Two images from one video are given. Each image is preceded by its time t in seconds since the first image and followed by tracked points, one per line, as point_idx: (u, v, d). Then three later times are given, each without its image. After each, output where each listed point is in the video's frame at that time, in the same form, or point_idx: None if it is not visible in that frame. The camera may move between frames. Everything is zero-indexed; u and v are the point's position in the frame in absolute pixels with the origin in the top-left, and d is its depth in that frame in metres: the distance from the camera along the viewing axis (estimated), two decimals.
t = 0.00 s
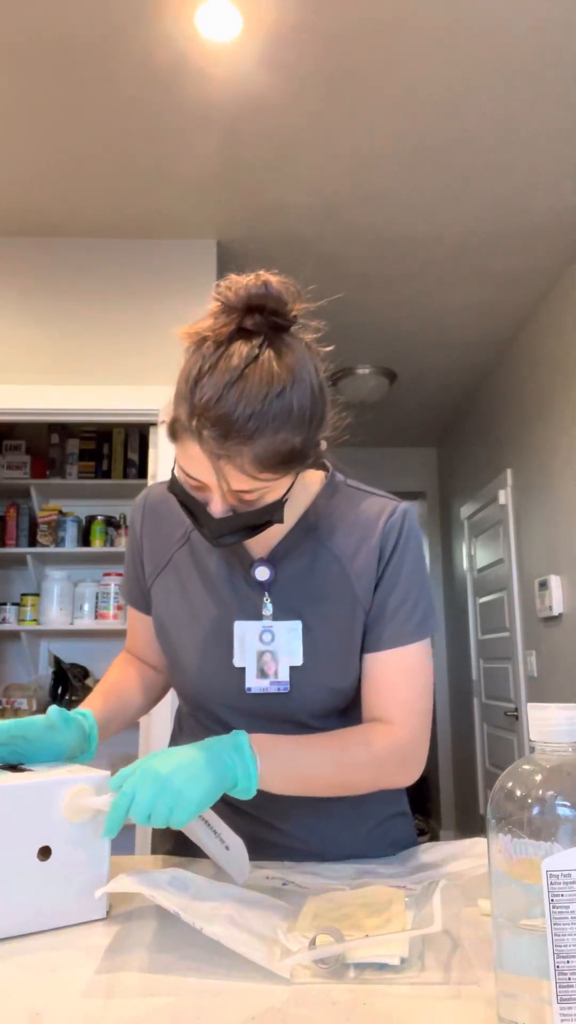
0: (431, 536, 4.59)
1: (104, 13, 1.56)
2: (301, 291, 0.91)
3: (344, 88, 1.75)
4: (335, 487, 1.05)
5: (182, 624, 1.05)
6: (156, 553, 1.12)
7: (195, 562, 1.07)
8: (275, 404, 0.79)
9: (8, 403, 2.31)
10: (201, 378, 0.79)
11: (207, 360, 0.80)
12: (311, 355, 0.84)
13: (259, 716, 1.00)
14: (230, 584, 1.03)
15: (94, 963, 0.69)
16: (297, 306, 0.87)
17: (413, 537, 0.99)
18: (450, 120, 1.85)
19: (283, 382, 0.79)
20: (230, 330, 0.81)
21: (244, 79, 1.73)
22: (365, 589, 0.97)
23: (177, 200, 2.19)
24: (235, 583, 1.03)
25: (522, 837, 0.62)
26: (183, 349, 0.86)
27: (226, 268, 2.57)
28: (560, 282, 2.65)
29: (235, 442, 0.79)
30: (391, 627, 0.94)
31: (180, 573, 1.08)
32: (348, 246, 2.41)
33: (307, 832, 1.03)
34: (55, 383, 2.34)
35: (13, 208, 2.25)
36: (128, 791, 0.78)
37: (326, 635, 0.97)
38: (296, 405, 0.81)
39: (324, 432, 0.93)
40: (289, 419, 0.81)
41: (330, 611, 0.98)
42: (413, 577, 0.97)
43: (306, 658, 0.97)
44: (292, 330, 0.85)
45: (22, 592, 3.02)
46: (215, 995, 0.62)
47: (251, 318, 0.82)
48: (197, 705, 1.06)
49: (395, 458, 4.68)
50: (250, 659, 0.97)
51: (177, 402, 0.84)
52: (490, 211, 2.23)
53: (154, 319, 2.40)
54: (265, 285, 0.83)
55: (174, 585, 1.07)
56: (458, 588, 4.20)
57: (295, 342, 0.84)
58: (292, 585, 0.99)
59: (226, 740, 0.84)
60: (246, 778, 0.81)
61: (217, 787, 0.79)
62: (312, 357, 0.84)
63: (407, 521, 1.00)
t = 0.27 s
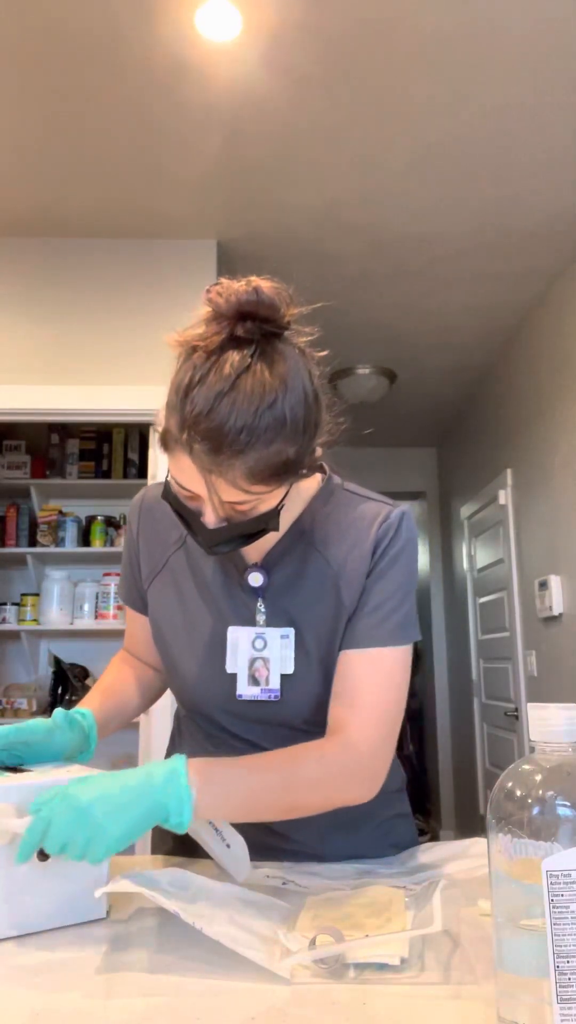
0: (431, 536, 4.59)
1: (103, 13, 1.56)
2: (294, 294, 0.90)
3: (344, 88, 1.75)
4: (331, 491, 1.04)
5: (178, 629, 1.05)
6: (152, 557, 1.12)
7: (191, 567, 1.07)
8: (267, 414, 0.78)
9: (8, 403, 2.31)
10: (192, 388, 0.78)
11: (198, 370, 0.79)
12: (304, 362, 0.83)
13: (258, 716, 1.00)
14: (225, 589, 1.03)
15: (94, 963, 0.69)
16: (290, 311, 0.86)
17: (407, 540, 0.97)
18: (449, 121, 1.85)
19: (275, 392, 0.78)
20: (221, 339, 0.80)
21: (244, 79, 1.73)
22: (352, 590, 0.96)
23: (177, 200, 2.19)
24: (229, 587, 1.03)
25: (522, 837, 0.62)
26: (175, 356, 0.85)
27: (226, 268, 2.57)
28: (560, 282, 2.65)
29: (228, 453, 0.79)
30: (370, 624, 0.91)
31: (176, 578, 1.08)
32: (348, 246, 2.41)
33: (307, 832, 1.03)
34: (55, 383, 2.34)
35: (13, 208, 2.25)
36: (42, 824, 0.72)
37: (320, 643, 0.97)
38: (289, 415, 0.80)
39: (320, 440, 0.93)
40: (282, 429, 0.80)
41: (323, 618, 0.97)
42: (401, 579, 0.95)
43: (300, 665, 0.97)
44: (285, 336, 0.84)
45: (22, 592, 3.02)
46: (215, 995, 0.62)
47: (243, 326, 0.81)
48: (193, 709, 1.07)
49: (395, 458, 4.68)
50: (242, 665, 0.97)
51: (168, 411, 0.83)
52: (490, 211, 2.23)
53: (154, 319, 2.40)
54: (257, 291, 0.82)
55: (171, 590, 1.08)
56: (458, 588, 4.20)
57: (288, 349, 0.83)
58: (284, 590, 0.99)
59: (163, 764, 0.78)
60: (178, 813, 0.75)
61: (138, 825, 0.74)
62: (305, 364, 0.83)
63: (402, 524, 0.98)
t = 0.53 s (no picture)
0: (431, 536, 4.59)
1: (103, 13, 1.56)
2: (292, 298, 0.90)
3: (344, 88, 1.75)
4: (328, 490, 1.04)
5: (176, 630, 1.05)
6: (149, 558, 1.12)
7: (188, 568, 1.07)
8: (269, 418, 0.78)
9: (8, 403, 2.31)
10: (192, 392, 0.78)
11: (199, 374, 0.78)
12: (304, 365, 0.83)
13: (259, 716, 1.00)
14: (224, 590, 1.03)
15: (94, 963, 0.69)
16: (289, 314, 0.87)
17: (407, 538, 0.99)
18: (449, 121, 1.85)
19: (276, 396, 0.78)
20: (221, 343, 0.80)
21: (244, 79, 1.73)
22: (358, 590, 0.96)
23: (177, 200, 2.19)
24: (229, 588, 1.03)
25: (521, 837, 0.62)
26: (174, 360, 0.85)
27: (226, 268, 2.57)
28: (560, 282, 2.65)
29: (229, 458, 0.79)
30: (382, 626, 0.92)
31: (174, 579, 1.08)
32: (348, 246, 2.41)
33: (307, 832, 1.03)
34: (55, 384, 2.34)
35: (12, 208, 2.25)
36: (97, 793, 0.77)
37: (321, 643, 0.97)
38: (290, 419, 0.80)
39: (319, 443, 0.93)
40: (284, 433, 0.80)
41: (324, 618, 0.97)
42: (406, 578, 0.96)
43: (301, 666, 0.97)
44: (284, 340, 0.84)
45: (22, 592, 3.02)
46: (215, 995, 0.62)
47: (243, 330, 0.81)
48: (192, 710, 1.07)
49: (395, 458, 4.68)
50: (244, 665, 0.96)
51: (168, 415, 0.83)
52: (490, 211, 2.23)
53: (154, 319, 2.40)
54: (256, 295, 0.82)
55: (169, 592, 1.08)
56: (458, 588, 4.20)
57: (288, 352, 0.83)
58: (285, 589, 0.99)
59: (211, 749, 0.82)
60: (225, 792, 0.78)
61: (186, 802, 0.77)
62: (305, 368, 0.83)
63: (402, 523, 0.99)
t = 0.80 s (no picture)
0: (431, 536, 4.59)
1: (103, 13, 1.56)
2: (293, 299, 0.90)
3: (344, 88, 1.75)
4: (326, 489, 1.04)
5: (176, 631, 1.05)
6: (148, 559, 1.12)
7: (187, 568, 1.07)
8: (271, 421, 0.78)
9: (8, 403, 2.31)
10: (194, 395, 0.78)
11: (200, 377, 0.78)
12: (306, 368, 0.83)
13: (259, 716, 1.00)
14: (224, 590, 1.03)
15: (94, 963, 0.69)
16: (290, 316, 0.87)
17: (408, 534, 0.99)
18: (449, 121, 1.85)
19: (278, 399, 0.78)
20: (223, 346, 0.80)
21: (243, 79, 1.73)
22: (364, 589, 0.96)
23: (177, 201, 2.19)
24: (229, 588, 1.03)
25: (521, 837, 0.62)
26: (175, 363, 0.85)
27: (226, 268, 2.57)
28: (560, 282, 2.65)
29: (231, 462, 0.79)
30: (392, 625, 0.93)
31: (172, 580, 1.08)
32: (348, 246, 2.41)
33: (307, 832, 1.03)
34: (55, 384, 2.34)
35: (12, 208, 2.25)
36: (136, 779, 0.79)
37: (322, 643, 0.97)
38: (292, 422, 0.80)
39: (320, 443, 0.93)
40: (285, 437, 0.80)
41: (326, 617, 0.97)
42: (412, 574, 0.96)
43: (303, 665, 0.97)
44: (285, 343, 0.84)
45: (22, 592, 3.02)
46: (215, 995, 0.62)
47: (244, 333, 0.81)
48: (193, 711, 1.07)
49: (395, 458, 4.68)
50: (250, 665, 0.96)
51: (169, 418, 0.83)
52: (490, 211, 2.23)
53: (154, 319, 2.40)
54: (258, 298, 0.82)
55: (168, 593, 1.08)
56: (458, 588, 4.20)
57: (289, 355, 0.83)
58: (289, 588, 0.99)
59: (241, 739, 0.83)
60: (259, 778, 0.80)
61: (224, 784, 0.78)
62: (307, 371, 0.83)
63: (402, 519, 0.99)
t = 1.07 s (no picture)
0: (431, 536, 4.59)
1: (103, 13, 1.55)
2: (292, 298, 0.90)
3: (344, 88, 1.75)
4: (328, 491, 1.03)
5: (174, 630, 1.05)
6: (146, 559, 1.12)
7: (185, 568, 1.07)
8: (268, 421, 0.78)
9: (8, 403, 2.31)
10: (191, 395, 0.78)
11: (198, 376, 0.78)
12: (304, 368, 0.83)
13: (259, 717, 1.00)
14: (221, 590, 1.03)
15: (94, 963, 0.69)
16: (289, 315, 0.87)
17: (403, 540, 0.97)
18: (449, 121, 1.85)
19: (276, 399, 0.78)
20: (221, 345, 0.80)
21: (243, 79, 1.73)
22: (348, 590, 0.95)
23: (177, 201, 2.19)
24: (226, 588, 1.03)
25: (522, 837, 0.62)
26: (173, 362, 0.85)
27: (226, 268, 2.57)
28: (560, 282, 2.65)
29: (229, 462, 0.79)
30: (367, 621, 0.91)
31: (171, 580, 1.08)
32: (348, 246, 2.41)
33: (307, 832, 1.03)
34: (55, 384, 2.34)
35: (13, 208, 2.25)
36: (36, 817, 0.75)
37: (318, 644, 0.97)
38: (290, 423, 0.80)
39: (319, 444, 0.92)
40: (283, 437, 0.80)
41: (320, 618, 0.97)
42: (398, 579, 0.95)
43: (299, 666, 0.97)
44: (284, 342, 0.84)
45: (22, 592, 3.02)
46: (215, 995, 0.62)
47: (242, 332, 0.81)
48: (191, 711, 1.07)
49: (395, 458, 4.68)
50: (236, 665, 0.97)
51: (167, 418, 0.83)
52: (490, 212, 2.23)
53: (154, 319, 2.40)
54: (256, 297, 0.82)
55: (167, 592, 1.07)
56: (458, 588, 4.20)
57: (287, 354, 0.83)
58: (281, 590, 0.99)
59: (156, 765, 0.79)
60: (170, 808, 0.76)
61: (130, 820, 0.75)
62: (305, 371, 0.83)
63: (398, 525, 0.98)
